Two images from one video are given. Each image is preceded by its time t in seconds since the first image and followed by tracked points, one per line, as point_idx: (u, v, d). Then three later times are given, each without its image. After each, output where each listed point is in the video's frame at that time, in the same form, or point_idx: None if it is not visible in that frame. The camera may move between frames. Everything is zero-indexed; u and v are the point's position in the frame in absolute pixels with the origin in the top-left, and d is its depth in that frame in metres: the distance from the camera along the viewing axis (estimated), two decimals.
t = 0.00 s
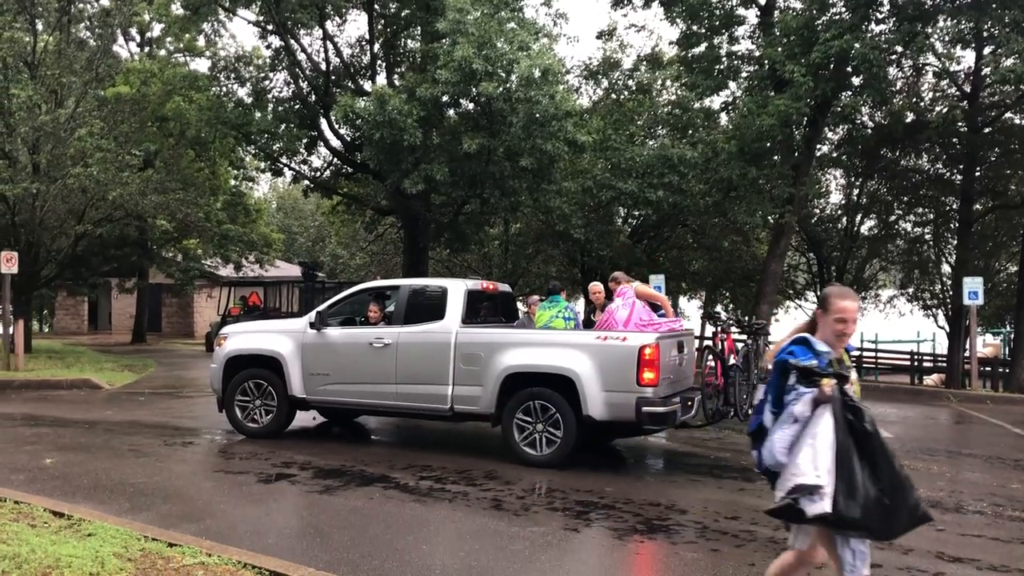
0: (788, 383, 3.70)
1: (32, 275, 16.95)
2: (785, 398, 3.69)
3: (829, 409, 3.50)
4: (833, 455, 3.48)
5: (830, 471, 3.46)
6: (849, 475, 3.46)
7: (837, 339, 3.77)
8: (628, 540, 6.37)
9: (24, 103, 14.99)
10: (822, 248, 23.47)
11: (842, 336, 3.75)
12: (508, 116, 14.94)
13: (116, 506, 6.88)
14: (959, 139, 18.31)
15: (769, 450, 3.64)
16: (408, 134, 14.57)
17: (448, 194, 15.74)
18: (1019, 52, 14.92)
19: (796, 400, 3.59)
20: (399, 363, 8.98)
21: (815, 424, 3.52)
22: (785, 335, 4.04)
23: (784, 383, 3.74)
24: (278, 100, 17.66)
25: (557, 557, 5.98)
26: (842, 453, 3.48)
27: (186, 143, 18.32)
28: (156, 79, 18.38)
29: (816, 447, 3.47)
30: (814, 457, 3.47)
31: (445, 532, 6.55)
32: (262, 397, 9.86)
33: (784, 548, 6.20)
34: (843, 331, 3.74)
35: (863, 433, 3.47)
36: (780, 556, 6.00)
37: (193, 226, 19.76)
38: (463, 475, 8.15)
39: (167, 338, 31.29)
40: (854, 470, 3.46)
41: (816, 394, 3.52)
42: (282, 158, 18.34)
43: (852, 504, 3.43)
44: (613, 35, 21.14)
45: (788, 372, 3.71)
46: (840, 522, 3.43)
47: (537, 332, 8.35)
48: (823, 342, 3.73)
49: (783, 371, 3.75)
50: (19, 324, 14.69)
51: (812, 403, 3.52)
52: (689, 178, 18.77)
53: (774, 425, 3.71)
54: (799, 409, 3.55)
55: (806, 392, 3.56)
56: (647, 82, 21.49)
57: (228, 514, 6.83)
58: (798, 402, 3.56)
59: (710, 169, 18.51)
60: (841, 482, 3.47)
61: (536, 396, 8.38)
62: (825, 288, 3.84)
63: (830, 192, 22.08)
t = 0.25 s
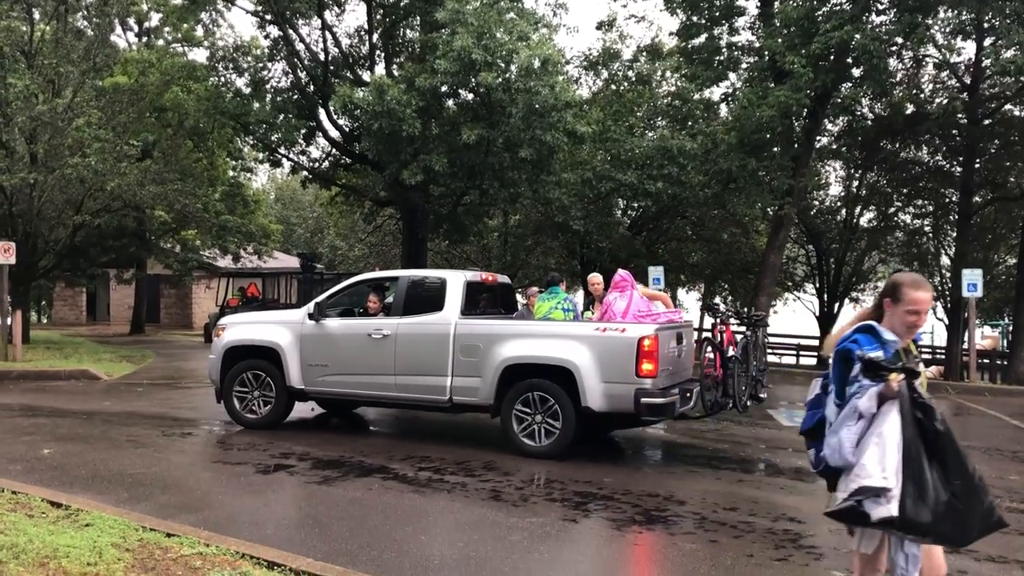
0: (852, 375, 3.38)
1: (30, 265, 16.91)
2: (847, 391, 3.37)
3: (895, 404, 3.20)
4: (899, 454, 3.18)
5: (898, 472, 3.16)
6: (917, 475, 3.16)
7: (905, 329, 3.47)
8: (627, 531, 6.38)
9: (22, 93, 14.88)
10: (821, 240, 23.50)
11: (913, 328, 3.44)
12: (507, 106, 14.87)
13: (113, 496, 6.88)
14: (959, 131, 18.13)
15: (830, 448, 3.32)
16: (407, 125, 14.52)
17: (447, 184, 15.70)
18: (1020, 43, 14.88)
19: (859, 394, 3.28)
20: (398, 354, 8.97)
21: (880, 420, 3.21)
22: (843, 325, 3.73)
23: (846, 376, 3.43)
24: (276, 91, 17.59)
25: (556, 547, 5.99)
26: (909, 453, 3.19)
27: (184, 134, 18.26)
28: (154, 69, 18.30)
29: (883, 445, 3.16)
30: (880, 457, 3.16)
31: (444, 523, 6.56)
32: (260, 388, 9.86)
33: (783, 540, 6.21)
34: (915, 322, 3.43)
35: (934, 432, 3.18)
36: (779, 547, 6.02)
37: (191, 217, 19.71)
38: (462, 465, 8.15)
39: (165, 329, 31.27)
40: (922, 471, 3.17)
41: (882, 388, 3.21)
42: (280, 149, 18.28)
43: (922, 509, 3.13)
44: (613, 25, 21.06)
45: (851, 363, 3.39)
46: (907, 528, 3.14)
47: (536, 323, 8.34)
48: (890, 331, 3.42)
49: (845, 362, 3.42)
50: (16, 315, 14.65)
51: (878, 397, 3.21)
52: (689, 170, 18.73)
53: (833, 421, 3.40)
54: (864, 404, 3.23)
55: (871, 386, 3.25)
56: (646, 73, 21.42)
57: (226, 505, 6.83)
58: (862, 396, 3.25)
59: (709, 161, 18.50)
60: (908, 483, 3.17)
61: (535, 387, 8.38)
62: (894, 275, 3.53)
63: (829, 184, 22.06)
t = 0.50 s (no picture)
0: (924, 375, 3.23)
1: (26, 256, 16.89)
2: (920, 393, 3.21)
3: (973, 406, 3.02)
4: (978, 461, 3.00)
5: (977, 479, 2.97)
6: (998, 483, 2.97)
7: (986, 329, 3.31)
8: (623, 522, 6.39)
9: (16, 83, 14.81)
10: (818, 232, 23.64)
11: (994, 327, 3.29)
12: (504, 97, 14.83)
13: (110, 487, 6.87)
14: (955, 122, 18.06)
15: (902, 453, 3.16)
16: (403, 116, 14.48)
17: (444, 175, 15.68)
18: (1017, 35, 14.87)
19: (933, 396, 3.12)
20: (395, 345, 8.97)
21: (956, 423, 3.03)
22: (918, 326, 3.58)
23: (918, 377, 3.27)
24: (272, 81, 17.51)
25: (553, 538, 6.00)
26: (988, 458, 3.00)
27: (180, 125, 18.20)
28: (150, 59, 18.23)
29: (958, 450, 2.98)
30: (955, 462, 2.98)
31: (441, 513, 6.56)
32: (257, 379, 9.85)
33: (779, 530, 6.24)
34: (998, 322, 3.28)
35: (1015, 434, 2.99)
36: (775, 538, 6.04)
37: (187, 208, 19.67)
38: (459, 457, 8.16)
39: (161, 321, 31.23)
40: (1003, 479, 2.97)
41: (957, 389, 3.05)
42: (276, 139, 18.22)
43: (1005, 521, 2.94)
44: (610, 16, 21.02)
45: (924, 364, 3.24)
46: (989, 540, 2.94)
47: (533, 314, 8.33)
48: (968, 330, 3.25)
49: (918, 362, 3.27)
50: (12, 306, 14.62)
51: (952, 399, 3.05)
52: (686, 162, 18.72)
53: (905, 425, 3.23)
54: (936, 406, 3.08)
55: (945, 387, 3.09)
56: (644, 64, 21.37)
57: (223, 495, 6.84)
58: (935, 398, 3.09)
59: (706, 153, 18.60)
60: (988, 492, 2.98)
61: (532, 379, 8.38)
62: (975, 271, 3.37)
63: (827, 176, 22.08)
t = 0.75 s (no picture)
0: (988, 377, 3.19)
1: (24, 251, 16.87)
2: (985, 398, 3.18)
3: None
4: None
5: None
6: None
7: None
8: (621, 517, 6.41)
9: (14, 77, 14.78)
10: (817, 228, 23.73)
11: None
12: (503, 93, 14.79)
13: (108, 482, 6.87)
14: (955, 118, 18.25)
15: (964, 459, 3.15)
16: (402, 111, 14.45)
17: (442, 171, 15.67)
18: (1017, 31, 14.85)
19: (995, 400, 3.09)
20: (393, 341, 8.97)
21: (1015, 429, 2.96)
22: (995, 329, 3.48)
23: (986, 379, 3.22)
24: (271, 76, 17.47)
25: (551, 534, 6.01)
26: None
27: (178, 119, 18.18)
28: (148, 53, 18.20)
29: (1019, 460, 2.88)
30: (1016, 473, 2.87)
31: (439, 509, 6.57)
32: (255, 374, 9.85)
33: (777, 526, 6.25)
34: None
35: None
36: (773, 534, 6.06)
37: (185, 203, 19.64)
38: (457, 452, 8.16)
39: (160, 315, 31.22)
40: None
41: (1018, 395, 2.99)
42: (274, 135, 18.19)
43: None
44: (610, 12, 20.98)
45: (990, 368, 3.19)
46: None
47: (532, 310, 8.33)
48: None
49: (984, 364, 3.23)
50: (10, 301, 14.60)
51: (1013, 405, 2.99)
52: (685, 158, 18.71)
53: (969, 430, 3.20)
54: (997, 411, 3.03)
55: (1008, 393, 3.05)
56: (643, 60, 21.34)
57: (221, 491, 6.84)
58: (997, 404, 3.05)
59: (705, 149, 18.49)
60: None
61: (530, 374, 8.39)
62: None
63: (826, 172, 22.08)
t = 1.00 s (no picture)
0: None
1: (24, 249, 16.85)
2: None
3: None
4: None
5: None
6: None
7: None
8: (622, 514, 6.42)
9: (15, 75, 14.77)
10: (816, 226, 23.78)
11: None
12: (503, 90, 14.78)
13: (109, 479, 6.88)
14: (955, 116, 18.40)
15: None
16: (402, 109, 14.44)
17: (443, 169, 15.67)
18: (1017, 29, 14.84)
19: None
20: (393, 338, 8.98)
21: None
22: None
23: None
24: (271, 73, 17.45)
25: (552, 530, 6.03)
26: None
27: (179, 117, 18.16)
28: (148, 51, 18.19)
29: None
30: None
31: (440, 506, 6.59)
32: (256, 372, 9.86)
33: (777, 524, 6.26)
34: None
35: None
36: (774, 531, 6.07)
37: (185, 201, 19.63)
38: (458, 449, 8.17)
39: (160, 313, 31.20)
40: None
41: None
42: (275, 133, 18.17)
43: None
44: (610, 9, 20.96)
45: None
46: None
47: (533, 307, 8.33)
48: None
49: None
50: (10, 299, 14.58)
51: None
52: (685, 156, 18.71)
53: None
54: None
55: None
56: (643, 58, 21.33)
57: (222, 488, 6.85)
58: None
59: (706, 146, 17.96)
60: None
61: (531, 372, 8.40)
62: None
63: (826, 170, 22.08)
